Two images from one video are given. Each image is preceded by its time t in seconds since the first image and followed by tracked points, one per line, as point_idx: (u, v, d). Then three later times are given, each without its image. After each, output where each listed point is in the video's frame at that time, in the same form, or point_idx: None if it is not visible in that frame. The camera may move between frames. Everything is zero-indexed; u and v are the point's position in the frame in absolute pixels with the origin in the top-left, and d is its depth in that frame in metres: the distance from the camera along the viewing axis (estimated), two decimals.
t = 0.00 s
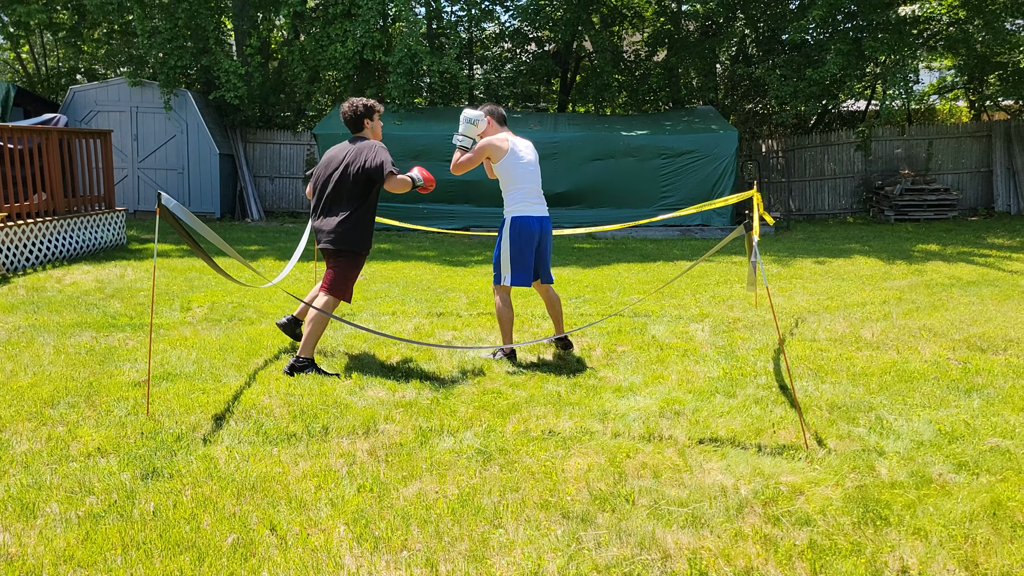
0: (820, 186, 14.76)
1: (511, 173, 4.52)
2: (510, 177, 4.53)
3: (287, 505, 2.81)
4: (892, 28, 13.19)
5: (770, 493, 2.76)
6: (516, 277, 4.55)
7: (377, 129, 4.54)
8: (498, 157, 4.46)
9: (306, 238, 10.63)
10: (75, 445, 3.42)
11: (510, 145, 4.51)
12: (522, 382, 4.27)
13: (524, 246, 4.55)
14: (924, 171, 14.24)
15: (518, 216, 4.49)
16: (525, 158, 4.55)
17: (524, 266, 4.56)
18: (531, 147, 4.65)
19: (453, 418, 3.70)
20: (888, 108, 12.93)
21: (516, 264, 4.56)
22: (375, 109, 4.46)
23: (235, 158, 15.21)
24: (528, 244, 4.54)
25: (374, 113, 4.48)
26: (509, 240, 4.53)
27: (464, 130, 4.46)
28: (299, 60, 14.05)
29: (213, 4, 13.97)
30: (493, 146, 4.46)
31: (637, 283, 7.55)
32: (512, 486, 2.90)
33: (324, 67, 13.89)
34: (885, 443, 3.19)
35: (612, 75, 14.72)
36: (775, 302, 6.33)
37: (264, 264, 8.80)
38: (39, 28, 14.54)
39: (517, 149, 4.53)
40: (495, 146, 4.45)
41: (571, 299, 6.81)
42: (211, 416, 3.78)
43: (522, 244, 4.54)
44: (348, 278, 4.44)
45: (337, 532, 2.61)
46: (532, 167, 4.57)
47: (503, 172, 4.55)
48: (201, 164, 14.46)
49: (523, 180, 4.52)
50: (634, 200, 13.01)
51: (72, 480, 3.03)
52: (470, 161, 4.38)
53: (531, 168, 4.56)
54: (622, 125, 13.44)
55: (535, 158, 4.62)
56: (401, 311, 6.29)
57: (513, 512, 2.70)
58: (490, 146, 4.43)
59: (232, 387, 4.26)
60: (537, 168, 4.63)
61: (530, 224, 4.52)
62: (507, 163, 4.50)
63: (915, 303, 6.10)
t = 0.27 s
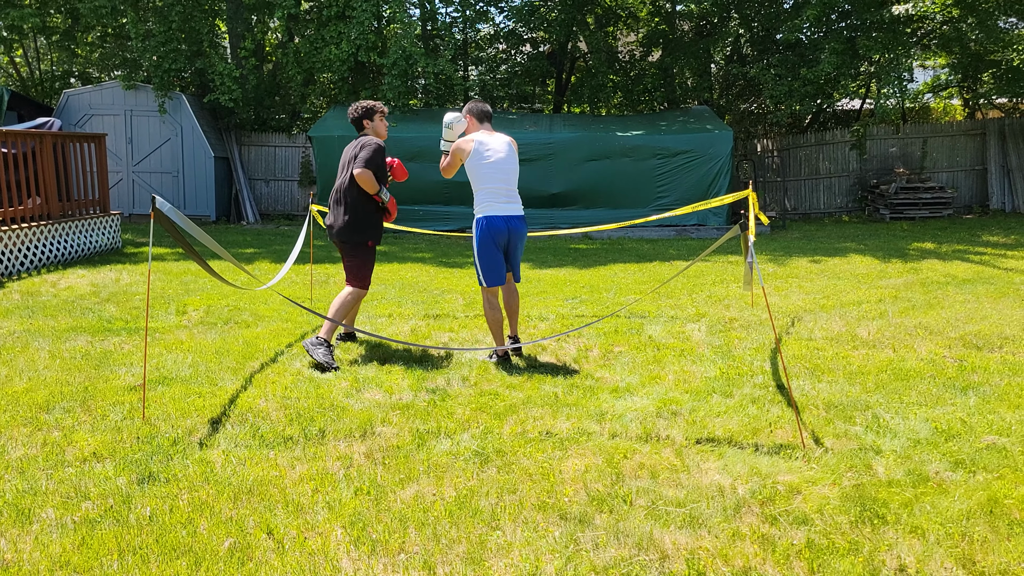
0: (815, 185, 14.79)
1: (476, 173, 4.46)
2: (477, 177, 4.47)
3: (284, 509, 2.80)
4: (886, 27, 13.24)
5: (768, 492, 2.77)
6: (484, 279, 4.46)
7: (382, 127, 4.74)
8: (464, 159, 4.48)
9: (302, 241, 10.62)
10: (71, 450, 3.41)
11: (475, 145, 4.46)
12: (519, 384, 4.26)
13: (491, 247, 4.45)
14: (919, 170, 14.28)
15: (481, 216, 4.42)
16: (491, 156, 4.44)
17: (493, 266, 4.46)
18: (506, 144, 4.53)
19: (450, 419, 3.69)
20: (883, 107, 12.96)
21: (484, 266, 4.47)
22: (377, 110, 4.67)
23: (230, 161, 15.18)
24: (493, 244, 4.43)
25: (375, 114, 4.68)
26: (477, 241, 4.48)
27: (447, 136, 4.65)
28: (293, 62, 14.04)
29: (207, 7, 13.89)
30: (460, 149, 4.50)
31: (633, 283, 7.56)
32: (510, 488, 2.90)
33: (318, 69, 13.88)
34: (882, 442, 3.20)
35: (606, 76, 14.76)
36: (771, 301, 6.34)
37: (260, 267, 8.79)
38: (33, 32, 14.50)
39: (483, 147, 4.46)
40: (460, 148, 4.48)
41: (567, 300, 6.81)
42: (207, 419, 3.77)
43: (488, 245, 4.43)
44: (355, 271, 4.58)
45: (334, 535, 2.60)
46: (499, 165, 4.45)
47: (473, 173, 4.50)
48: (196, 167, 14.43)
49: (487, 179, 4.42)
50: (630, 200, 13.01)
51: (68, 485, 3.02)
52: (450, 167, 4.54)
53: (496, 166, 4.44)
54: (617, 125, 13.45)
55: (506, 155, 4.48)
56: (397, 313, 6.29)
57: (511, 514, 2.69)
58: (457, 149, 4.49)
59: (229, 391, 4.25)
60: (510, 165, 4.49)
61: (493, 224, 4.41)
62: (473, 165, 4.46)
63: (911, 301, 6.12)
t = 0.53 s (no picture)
0: (813, 185, 14.81)
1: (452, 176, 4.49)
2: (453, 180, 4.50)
3: (283, 511, 2.80)
4: (883, 27, 13.26)
5: (766, 493, 2.77)
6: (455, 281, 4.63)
7: (390, 115, 4.82)
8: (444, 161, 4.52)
9: (300, 242, 10.61)
10: (69, 452, 3.40)
11: (453, 148, 4.48)
12: (517, 385, 4.26)
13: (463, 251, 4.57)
14: (916, 170, 14.31)
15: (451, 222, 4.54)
16: (464, 162, 4.44)
17: (463, 270, 4.59)
18: (485, 150, 4.47)
19: (448, 420, 3.69)
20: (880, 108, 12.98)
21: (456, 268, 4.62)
22: (381, 97, 4.74)
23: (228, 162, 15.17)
24: (461, 251, 4.55)
25: (384, 101, 4.77)
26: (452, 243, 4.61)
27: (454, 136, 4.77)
28: (291, 64, 14.03)
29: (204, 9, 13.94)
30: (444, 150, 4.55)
31: (631, 283, 7.57)
32: (508, 488, 2.90)
33: (316, 70, 13.87)
34: (880, 442, 3.20)
35: (604, 77, 14.68)
36: (769, 302, 6.35)
37: (258, 268, 8.78)
38: (30, 34, 14.49)
39: (459, 152, 4.45)
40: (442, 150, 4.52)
41: (565, 300, 6.81)
42: (206, 421, 3.77)
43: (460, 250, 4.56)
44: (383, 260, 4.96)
45: (333, 537, 2.60)
46: (471, 172, 4.44)
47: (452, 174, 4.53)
48: (194, 169, 14.43)
49: (458, 185, 4.46)
50: (628, 201, 13.03)
51: (66, 487, 3.01)
52: (439, 165, 4.62)
53: (467, 173, 4.44)
54: (615, 125, 13.45)
55: (481, 162, 4.44)
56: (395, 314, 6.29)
57: (510, 515, 2.69)
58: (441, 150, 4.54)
59: (227, 392, 4.24)
60: (484, 172, 4.46)
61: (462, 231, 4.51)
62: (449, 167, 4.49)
63: (909, 301, 6.13)
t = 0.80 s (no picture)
0: (810, 185, 14.83)
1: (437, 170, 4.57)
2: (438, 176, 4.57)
3: (281, 509, 2.80)
4: (879, 27, 13.29)
5: (764, 491, 2.78)
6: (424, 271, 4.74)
7: (403, 139, 4.96)
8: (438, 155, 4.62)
9: (297, 242, 10.61)
10: (67, 451, 3.40)
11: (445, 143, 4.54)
12: (515, 384, 4.26)
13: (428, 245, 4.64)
14: (913, 170, 14.34)
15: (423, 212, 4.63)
16: (444, 159, 4.47)
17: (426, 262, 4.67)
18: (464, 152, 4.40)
19: (447, 420, 3.69)
20: (878, 108, 12.99)
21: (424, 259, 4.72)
22: (389, 124, 4.88)
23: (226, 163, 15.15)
24: (423, 242, 4.63)
25: (394, 126, 4.89)
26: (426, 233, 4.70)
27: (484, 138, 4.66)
28: (288, 63, 14.01)
29: (202, 9, 13.94)
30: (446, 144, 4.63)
31: (628, 283, 7.58)
32: (506, 487, 2.90)
33: (314, 70, 13.87)
34: (878, 441, 3.21)
35: (601, 77, 14.64)
36: (766, 301, 6.36)
37: (255, 268, 8.78)
38: (27, 33, 14.46)
39: (439, 150, 4.52)
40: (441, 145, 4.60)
41: (563, 300, 6.81)
42: (203, 420, 3.77)
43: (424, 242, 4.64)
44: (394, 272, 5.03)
45: (332, 535, 2.60)
46: (444, 169, 4.45)
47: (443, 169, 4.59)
48: (191, 169, 14.41)
49: (432, 179, 4.53)
50: (625, 201, 13.04)
51: (64, 487, 3.01)
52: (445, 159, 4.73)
53: (436, 171, 4.49)
54: (613, 126, 13.46)
55: (454, 162, 4.41)
56: (393, 314, 6.28)
57: (508, 513, 2.70)
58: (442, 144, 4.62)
59: (225, 391, 4.24)
60: (450, 173, 4.43)
61: (426, 224, 4.58)
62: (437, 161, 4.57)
63: (906, 301, 6.13)
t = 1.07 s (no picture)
0: (809, 185, 14.83)
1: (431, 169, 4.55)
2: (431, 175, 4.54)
3: (280, 508, 2.80)
4: (879, 27, 13.30)
5: (762, 491, 2.78)
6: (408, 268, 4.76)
7: (396, 135, 4.97)
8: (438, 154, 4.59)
9: (296, 241, 10.60)
10: (66, 450, 3.39)
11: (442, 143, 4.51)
12: (513, 383, 4.26)
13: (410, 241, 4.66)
14: (911, 170, 14.35)
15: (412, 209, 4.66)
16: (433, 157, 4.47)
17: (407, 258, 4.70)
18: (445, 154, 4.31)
19: (446, 419, 3.70)
20: (877, 108, 12.98)
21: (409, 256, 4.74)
22: (382, 120, 4.93)
23: (224, 162, 15.14)
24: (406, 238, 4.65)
25: (387, 123, 4.92)
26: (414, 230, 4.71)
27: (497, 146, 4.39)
28: (287, 63, 14.00)
29: (201, 7, 13.91)
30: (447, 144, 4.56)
31: (627, 283, 7.58)
32: (505, 487, 2.90)
33: (313, 69, 13.85)
34: (876, 441, 3.21)
35: (601, 76, 14.67)
36: (765, 301, 6.36)
37: (254, 267, 8.77)
38: (26, 32, 14.44)
39: (434, 150, 4.55)
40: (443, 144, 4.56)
41: (562, 300, 6.81)
42: (202, 419, 3.76)
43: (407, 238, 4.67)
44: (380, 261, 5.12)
45: (331, 534, 2.60)
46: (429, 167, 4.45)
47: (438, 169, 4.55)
48: (190, 168, 14.40)
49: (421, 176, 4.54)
50: (624, 201, 13.05)
51: (63, 485, 3.00)
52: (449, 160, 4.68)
53: (424, 169, 4.53)
54: (612, 126, 13.46)
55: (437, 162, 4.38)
56: (391, 313, 6.28)
57: (507, 512, 2.70)
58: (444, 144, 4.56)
59: (224, 391, 4.24)
60: (430, 171, 4.43)
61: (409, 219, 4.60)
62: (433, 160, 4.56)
63: (905, 301, 6.14)
